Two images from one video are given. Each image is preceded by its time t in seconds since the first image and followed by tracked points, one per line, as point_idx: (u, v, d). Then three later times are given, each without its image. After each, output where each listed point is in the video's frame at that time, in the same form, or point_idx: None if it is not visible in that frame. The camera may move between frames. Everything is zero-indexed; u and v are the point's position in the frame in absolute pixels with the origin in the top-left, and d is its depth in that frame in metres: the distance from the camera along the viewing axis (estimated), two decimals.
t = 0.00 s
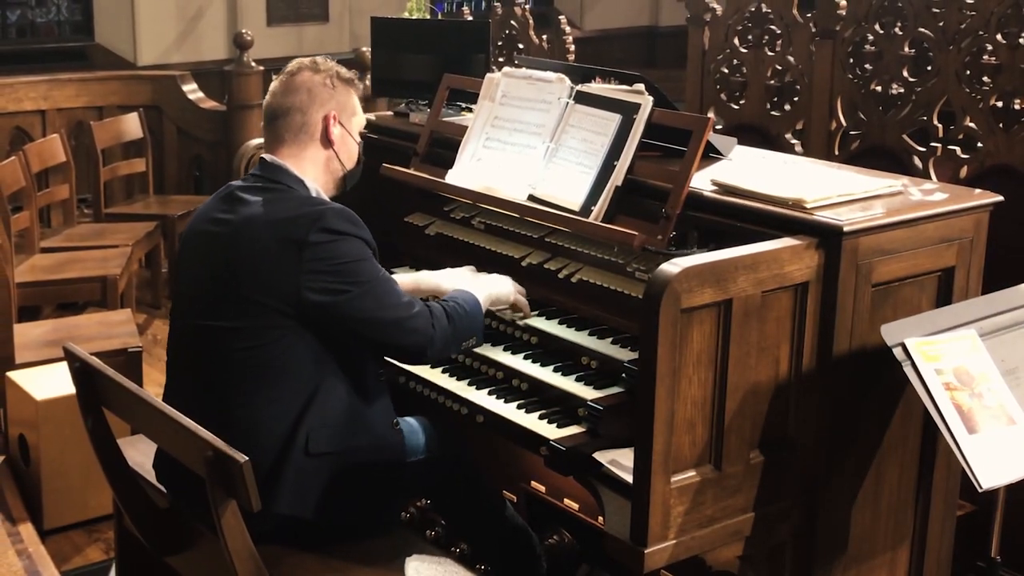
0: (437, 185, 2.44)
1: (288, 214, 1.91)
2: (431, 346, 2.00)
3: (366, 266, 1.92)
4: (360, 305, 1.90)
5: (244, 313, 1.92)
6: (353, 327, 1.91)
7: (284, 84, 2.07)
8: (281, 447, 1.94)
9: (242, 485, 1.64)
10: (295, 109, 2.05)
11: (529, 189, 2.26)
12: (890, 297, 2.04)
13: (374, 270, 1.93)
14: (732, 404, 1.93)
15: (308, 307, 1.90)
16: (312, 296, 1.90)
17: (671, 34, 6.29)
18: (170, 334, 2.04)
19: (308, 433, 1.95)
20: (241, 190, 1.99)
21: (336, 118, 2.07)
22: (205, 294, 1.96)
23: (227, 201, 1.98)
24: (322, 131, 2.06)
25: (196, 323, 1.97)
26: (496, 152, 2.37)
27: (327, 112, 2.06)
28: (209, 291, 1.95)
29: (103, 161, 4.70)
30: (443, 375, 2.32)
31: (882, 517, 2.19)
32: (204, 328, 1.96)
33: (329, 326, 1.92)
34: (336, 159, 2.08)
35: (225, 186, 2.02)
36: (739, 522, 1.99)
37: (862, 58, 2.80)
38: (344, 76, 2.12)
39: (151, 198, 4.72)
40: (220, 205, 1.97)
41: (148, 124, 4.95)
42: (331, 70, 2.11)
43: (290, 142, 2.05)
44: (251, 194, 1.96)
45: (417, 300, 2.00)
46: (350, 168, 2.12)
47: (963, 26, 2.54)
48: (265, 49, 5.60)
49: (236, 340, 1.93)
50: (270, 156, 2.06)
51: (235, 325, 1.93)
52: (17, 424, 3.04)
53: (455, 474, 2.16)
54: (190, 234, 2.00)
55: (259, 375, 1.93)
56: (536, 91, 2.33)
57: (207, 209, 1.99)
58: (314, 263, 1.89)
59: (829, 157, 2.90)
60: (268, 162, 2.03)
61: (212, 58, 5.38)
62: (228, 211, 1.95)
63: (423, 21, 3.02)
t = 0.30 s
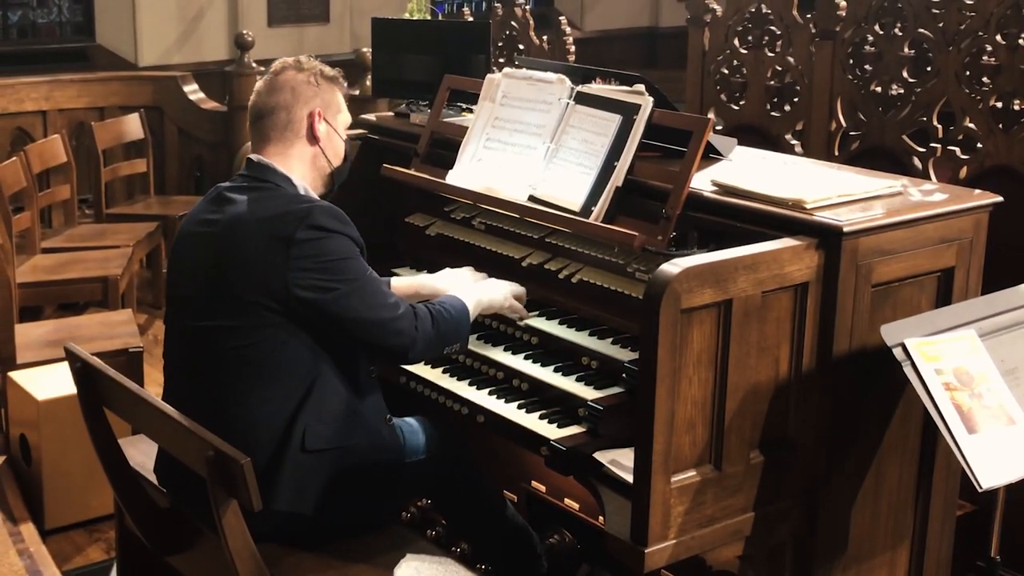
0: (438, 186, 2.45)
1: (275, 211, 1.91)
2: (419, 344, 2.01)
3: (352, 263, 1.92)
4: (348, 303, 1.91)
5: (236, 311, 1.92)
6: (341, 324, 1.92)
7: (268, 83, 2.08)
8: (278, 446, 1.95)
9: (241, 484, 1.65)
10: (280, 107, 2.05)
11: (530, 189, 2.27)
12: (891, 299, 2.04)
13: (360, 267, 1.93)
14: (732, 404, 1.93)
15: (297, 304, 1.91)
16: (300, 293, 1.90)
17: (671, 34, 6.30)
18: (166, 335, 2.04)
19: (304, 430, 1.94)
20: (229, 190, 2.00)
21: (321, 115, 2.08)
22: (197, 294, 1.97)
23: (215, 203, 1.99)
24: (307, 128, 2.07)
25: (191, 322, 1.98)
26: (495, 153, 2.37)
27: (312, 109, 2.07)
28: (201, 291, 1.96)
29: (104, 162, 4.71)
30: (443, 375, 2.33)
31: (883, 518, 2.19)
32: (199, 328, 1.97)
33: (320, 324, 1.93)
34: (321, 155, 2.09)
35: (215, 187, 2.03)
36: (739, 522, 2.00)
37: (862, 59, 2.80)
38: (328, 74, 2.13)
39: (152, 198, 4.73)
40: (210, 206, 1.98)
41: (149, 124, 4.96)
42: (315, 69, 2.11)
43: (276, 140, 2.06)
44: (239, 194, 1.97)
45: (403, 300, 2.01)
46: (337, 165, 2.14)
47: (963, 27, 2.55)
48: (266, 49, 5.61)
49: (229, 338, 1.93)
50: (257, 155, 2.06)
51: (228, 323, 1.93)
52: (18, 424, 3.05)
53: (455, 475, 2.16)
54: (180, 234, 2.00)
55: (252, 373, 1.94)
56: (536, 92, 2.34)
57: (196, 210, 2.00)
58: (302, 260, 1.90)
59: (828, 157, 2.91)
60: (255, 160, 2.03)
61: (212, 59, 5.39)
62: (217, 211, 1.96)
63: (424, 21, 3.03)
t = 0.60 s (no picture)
0: (439, 185, 2.46)
1: (267, 209, 1.92)
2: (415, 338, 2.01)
3: (345, 258, 1.93)
4: (343, 298, 1.91)
5: (232, 311, 1.93)
6: (337, 320, 1.93)
7: (258, 82, 2.08)
8: (276, 444, 1.95)
9: (242, 484, 1.65)
10: (271, 106, 2.06)
11: (530, 189, 2.27)
12: (891, 299, 2.05)
13: (354, 262, 1.94)
14: (731, 404, 1.93)
15: (292, 301, 1.91)
16: (294, 290, 1.91)
17: (672, 35, 6.31)
18: (162, 336, 2.04)
19: (302, 428, 1.95)
20: (221, 191, 2.00)
21: (311, 114, 2.08)
22: (193, 296, 1.97)
23: (208, 203, 1.99)
24: (297, 127, 2.07)
25: (187, 323, 1.98)
26: (495, 154, 2.38)
27: (302, 108, 2.07)
28: (196, 292, 1.96)
29: (105, 162, 4.72)
30: (443, 375, 2.33)
31: (882, 517, 2.20)
32: (196, 329, 1.97)
33: (315, 320, 1.93)
34: (309, 154, 2.09)
35: (206, 188, 2.03)
36: (739, 522, 2.00)
37: (862, 60, 2.81)
38: (319, 75, 2.14)
39: (153, 198, 4.73)
40: (202, 208, 1.99)
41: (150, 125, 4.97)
42: (306, 69, 2.12)
43: (266, 139, 2.06)
44: (231, 195, 1.97)
45: (398, 295, 2.01)
46: (325, 166, 2.14)
47: (963, 27, 2.55)
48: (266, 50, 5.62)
49: (226, 338, 1.94)
50: (248, 155, 2.06)
51: (224, 323, 1.94)
52: (19, 424, 3.05)
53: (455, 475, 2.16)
54: (174, 236, 2.01)
55: (248, 373, 1.94)
56: (536, 92, 2.35)
57: (189, 212, 2.01)
58: (296, 258, 1.90)
59: (829, 158, 2.92)
60: (244, 160, 2.03)
61: (214, 60, 5.40)
62: (210, 212, 1.97)
63: (424, 22, 3.03)
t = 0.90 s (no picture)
0: (438, 185, 2.47)
1: (266, 206, 1.92)
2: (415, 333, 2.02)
3: (344, 254, 1.93)
4: (342, 294, 1.92)
5: (232, 309, 1.93)
6: (337, 315, 1.93)
7: (262, 82, 2.09)
8: (277, 442, 1.96)
9: (243, 484, 1.65)
10: (274, 107, 2.06)
11: (530, 189, 2.28)
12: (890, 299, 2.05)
13: (353, 258, 1.95)
14: (731, 404, 1.94)
15: (292, 298, 1.92)
16: (294, 286, 1.91)
17: (672, 37, 6.31)
18: (162, 336, 2.05)
19: (302, 425, 1.95)
20: (220, 190, 2.00)
21: (313, 117, 2.09)
22: (193, 295, 1.98)
23: (207, 202, 1.99)
24: (298, 130, 2.08)
25: (187, 322, 1.99)
26: (495, 155, 2.39)
27: (305, 111, 2.08)
28: (196, 291, 1.97)
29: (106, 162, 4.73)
30: (443, 375, 2.34)
31: (881, 517, 2.20)
32: (196, 328, 1.98)
33: (315, 317, 1.94)
34: (310, 157, 2.10)
35: (205, 188, 2.04)
36: (739, 521, 2.01)
37: (862, 61, 2.81)
38: (324, 79, 2.14)
39: (154, 199, 4.74)
40: (201, 207, 1.99)
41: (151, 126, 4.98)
42: (311, 72, 2.13)
43: (267, 140, 2.07)
44: (230, 194, 1.97)
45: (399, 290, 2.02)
46: (327, 170, 2.15)
47: (963, 28, 2.56)
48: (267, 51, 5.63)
49: (226, 336, 1.95)
50: (249, 155, 2.07)
51: (225, 321, 1.94)
52: (21, 424, 3.06)
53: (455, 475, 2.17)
54: (174, 235, 2.01)
55: (249, 370, 1.95)
56: (536, 92, 2.36)
57: (189, 211, 2.01)
58: (296, 254, 1.91)
59: (829, 158, 2.92)
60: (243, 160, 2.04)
61: (215, 61, 5.41)
62: (209, 211, 1.97)
63: (424, 23, 3.04)
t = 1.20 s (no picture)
0: (439, 185, 2.47)
1: (276, 207, 1.93)
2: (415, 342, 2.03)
3: (350, 261, 1.94)
4: (347, 300, 1.93)
5: (237, 308, 1.94)
6: (341, 320, 1.94)
7: (279, 84, 2.10)
8: (278, 444, 1.96)
9: (245, 483, 1.66)
10: (290, 111, 2.07)
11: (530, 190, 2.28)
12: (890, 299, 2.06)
13: (357, 265, 1.96)
14: (731, 404, 1.94)
15: (298, 300, 1.92)
16: (300, 288, 1.92)
17: (672, 37, 6.32)
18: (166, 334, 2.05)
19: (304, 426, 1.96)
20: (229, 189, 2.01)
21: (327, 123, 2.10)
22: (198, 292, 1.98)
23: (215, 201, 2.00)
24: (311, 134, 2.08)
25: (193, 320, 1.99)
26: (495, 155, 2.39)
27: (319, 116, 2.08)
28: (202, 288, 1.97)
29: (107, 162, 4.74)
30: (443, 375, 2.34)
31: (881, 517, 2.20)
32: (200, 325, 1.98)
33: (318, 319, 1.95)
34: (321, 162, 2.11)
35: (214, 186, 2.04)
36: (739, 521, 2.01)
37: (862, 61, 2.82)
38: (340, 85, 2.15)
39: (155, 199, 4.75)
40: (210, 205, 2.00)
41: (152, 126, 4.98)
42: (327, 78, 2.13)
43: (279, 143, 2.07)
44: (241, 192, 1.98)
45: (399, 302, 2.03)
46: (337, 175, 2.15)
47: (962, 29, 2.56)
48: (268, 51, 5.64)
49: (230, 334, 1.95)
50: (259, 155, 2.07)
51: (229, 319, 1.95)
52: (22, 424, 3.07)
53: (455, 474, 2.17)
54: (181, 232, 2.02)
55: (252, 369, 1.95)
56: (536, 92, 2.36)
57: (197, 209, 2.02)
58: (302, 257, 1.91)
59: (829, 158, 2.93)
60: (254, 160, 2.04)
61: (216, 61, 5.42)
62: (217, 209, 1.98)
63: (425, 23, 3.05)
